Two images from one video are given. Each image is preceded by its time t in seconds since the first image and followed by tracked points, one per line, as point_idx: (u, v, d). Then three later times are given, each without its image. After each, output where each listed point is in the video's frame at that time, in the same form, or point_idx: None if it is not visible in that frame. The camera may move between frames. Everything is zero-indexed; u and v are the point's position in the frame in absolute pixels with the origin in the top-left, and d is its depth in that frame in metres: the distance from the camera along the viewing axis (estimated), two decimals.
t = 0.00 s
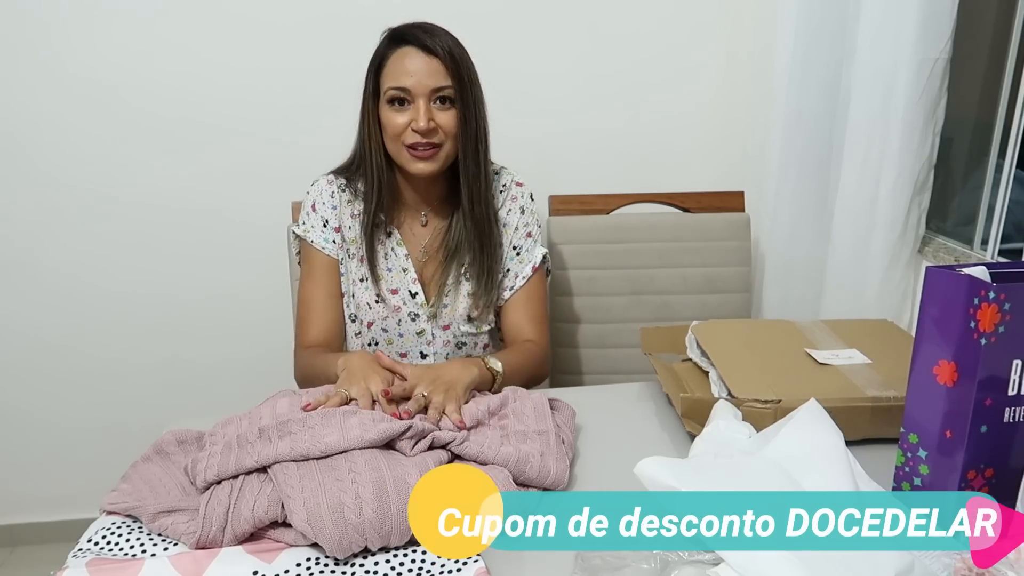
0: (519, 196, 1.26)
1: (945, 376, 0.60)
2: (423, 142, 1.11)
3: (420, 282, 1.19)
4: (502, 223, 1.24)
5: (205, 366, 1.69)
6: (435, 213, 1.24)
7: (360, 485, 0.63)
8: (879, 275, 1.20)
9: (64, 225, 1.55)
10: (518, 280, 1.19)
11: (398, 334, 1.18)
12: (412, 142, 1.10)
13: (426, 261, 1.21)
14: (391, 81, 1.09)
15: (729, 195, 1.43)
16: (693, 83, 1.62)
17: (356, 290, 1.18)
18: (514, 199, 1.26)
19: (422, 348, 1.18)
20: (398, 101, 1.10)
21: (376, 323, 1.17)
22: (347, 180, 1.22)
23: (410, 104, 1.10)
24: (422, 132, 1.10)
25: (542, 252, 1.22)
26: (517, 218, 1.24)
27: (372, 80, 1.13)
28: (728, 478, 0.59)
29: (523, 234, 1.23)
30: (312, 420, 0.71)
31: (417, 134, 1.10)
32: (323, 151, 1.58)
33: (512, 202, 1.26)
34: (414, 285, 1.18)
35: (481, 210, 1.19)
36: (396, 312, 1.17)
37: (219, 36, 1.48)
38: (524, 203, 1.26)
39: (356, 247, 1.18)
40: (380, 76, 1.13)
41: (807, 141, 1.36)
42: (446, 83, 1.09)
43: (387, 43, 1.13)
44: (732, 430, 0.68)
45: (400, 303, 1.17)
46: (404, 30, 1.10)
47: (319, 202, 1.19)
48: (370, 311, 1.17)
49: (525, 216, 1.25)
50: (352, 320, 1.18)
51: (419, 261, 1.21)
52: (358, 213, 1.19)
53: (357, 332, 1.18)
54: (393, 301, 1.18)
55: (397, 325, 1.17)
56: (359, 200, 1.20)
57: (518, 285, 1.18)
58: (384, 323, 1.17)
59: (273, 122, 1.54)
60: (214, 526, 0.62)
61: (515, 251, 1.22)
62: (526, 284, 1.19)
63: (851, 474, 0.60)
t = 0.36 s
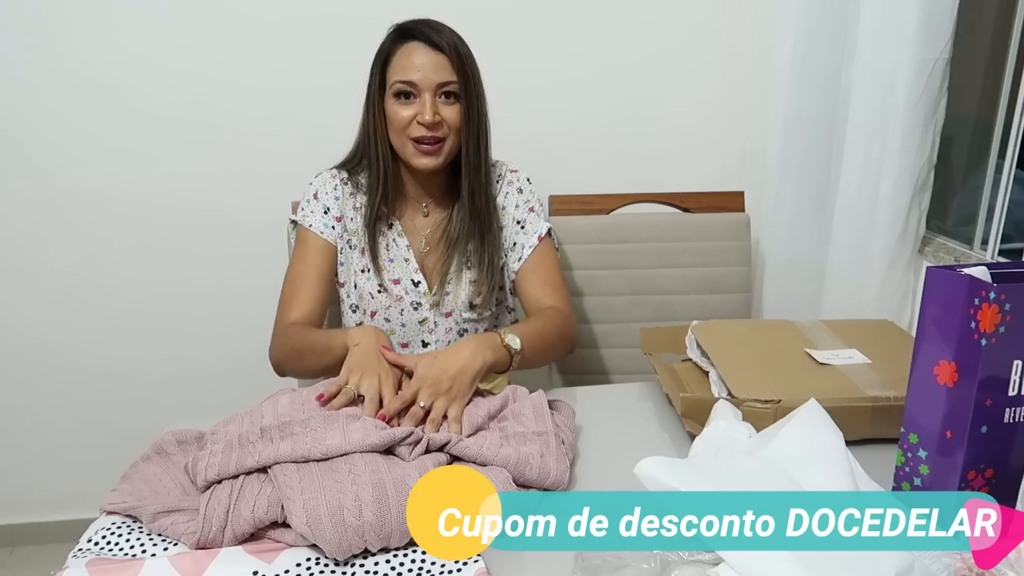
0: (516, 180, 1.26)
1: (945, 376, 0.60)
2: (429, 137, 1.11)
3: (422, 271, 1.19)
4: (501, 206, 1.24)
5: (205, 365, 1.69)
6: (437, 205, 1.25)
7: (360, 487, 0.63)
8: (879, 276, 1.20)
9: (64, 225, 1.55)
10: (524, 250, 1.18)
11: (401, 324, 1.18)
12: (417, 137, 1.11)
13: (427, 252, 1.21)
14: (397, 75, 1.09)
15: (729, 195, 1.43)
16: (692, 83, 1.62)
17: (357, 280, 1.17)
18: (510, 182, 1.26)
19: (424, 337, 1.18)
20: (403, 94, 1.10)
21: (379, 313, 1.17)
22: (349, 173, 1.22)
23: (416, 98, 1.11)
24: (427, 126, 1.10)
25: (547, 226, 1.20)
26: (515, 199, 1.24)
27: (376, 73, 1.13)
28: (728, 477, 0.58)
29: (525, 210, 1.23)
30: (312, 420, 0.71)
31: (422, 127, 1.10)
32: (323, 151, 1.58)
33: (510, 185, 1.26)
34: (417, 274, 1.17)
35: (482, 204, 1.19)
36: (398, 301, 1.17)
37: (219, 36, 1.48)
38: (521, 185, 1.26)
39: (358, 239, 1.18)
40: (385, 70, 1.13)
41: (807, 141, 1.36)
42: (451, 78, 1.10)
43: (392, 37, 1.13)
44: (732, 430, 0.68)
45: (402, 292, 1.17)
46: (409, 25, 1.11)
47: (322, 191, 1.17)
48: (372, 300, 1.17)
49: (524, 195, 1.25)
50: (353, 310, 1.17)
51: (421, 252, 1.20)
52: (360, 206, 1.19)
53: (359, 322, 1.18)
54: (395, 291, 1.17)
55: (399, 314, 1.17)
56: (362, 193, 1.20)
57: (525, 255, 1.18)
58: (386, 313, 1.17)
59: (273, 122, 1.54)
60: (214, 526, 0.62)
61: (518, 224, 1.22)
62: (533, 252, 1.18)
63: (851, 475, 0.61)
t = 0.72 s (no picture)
0: (515, 189, 1.27)
1: (945, 377, 0.60)
2: (421, 124, 1.09)
3: (420, 277, 1.17)
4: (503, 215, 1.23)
5: (205, 365, 1.69)
6: (433, 207, 1.22)
7: (360, 486, 0.63)
8: (879, 276, 1.20)
9: (64, 225, 1.55)
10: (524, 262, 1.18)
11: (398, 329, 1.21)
12: (409, 124, 1.09)
13: (424, 258, 1.18)
14: (389, 69, 1.10)
15: (729, 195, 1.43)
16: (692, 83, 1.62)
17: (356, 285, 1.17)
18: (511, 191, 1.26)
19: (421, 343, 1.21)
20: (396, 87, 1.10)
21: (378, 319, 1.19)
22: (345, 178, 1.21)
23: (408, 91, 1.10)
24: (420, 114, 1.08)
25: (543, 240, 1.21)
26: (515, 208, 1.24)
27: (369, 70, 1.13)
28: (728, 477, 0.58)
29: (524, 223, 1.23)
30: (311, 420, 0.71)
31: (414, 117, 1.08)
32: (323, 151, 1.57)
33: (510, 195, 1.26)
34: (414, 280, 1.16)
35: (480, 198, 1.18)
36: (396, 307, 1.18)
37: (219, 35, 1.48)
38: (521, 194, 1.26)
39: (357, 243, 1.17)
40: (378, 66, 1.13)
41: (807, 141, 1.36)
42: (443, 69, 1.10)
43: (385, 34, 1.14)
44: (731, 430, 0.68)
45: (400, 297, 1.17)
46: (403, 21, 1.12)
47: (321, 194, 1.17)
48: (370, 306, 1.17)
49: (524, 205, 1.25)
50: (351, 314, 1.18)
51: (418, 257, 1.18)
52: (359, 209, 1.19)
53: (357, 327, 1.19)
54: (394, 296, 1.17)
55: (396, 320, 1.20)
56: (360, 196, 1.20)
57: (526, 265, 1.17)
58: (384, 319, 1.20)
59: (273, 122, 1.54)
60: (213, 526, 0.62)
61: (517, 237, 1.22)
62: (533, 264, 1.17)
63: (851, 475, 0.61)
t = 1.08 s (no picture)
0: (526, 202, 1.26)
1: (945, 376, 0.60)
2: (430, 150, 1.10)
3: (417, 286, 1.19)
4: (511, 232, 1.25)
5: (205, 365, 1.69)
6: (434, 216, 1.25)
7: (360, 486, 0.63)
8: (879, 275, 1.20)
9: (64, 225, 1.55)
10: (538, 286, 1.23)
11: (397, 340, 1.18)
12: (419, 150, 1.10)
13: (424, 267, 1.21)
14: (389, 91, 1.08)
15: (729, 195, 1.43)
16: (693, 82, 1.62)
17: (352, 296, 1.18)
18: (520, 205, 1.26)
19: (422, 353, 1.18)
20: (399, 111, 1.09)
21: (376, 329, 1.17)
22: (341, 185, 1.22)
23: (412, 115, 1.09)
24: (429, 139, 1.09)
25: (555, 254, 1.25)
26: (526, 225, 1.25)
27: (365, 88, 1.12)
28: (727, 477, 0.58)
29: (536, 240, 1.25)
30: (311, 420, 0.71)
31: (423, 142, 1.09)
32: (323, 151, 1.57)
33: (519, 209, 1.26)
34: (412, 291, 1.17)
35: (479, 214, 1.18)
36: (394, 318, 1.17)
37: (219, 35, 1.48)
38: (531, 209, 1.26)
39: (350, 254, 1.18)
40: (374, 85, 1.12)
41: (807, 141, 1.36)
42: (445, 88, 1.09)
43: (378, 49, 1.11)
44: (731, 430, 0.68)
45: (398, 309, 1.17)
46: (395, 36, 1.10)
47: (311, 207, 1.20)
48: (367, 317, 1.17)
49: (534, 222, 1.26)
50: (350, 326, 1.18)
51: (416, 267, 1.21)
52: (351, 219, 1.20)
53: (355, 338, 1.19)
54: (391, 307, 1.17)
55: (395, 331, 1.17)
56: (353, 205, 1.20)
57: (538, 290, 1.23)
58: (382, 330, 1.17)
59: (273, 122, 1.54)
60: (213, 526, 0.63)
61: (529, 258, 1.25)
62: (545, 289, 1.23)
63: (851, 474, 0.61)
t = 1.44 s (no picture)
0: (523, 199, 1.27)
1: (945, 376, 0.60)
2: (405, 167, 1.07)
3: (417, 286, 1.19)
4: (508, 229, 1.25)
5: (205, 365, 1.69)
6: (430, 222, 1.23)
7: (359, 487, 0.63)
8: (880, 276, 1.20)
9: (64, 225, 1.55)
10: (535, 285, 1.24)
11: (398, 340, 1.19)
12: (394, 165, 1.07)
13: (422, 267, 1.22)
14: (376, 102, 1.04)
15: (729, 195, 1.43)
16: (693, 83, 1.62)
17: (351, 296, 1.18)
18: (518, 202, 1.26)
19: (421, 353, 1.19)
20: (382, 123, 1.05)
21: (375, 329, 1.18)
22: (339, 184, 1.21)
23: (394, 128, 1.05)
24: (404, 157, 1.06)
25: (554, 251, 1.25)
26: (523, 222, 1.25)
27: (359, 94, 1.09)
28: (727, 478, 0.58)
29: (532, 238, 1.25)
30: (309, 422, 0.71)
31: (399, 158, 1.06)
32: (323, 151, 1.57)
33: (517, 206, 1.26)
34: (412, 291, 1.17)
35: (473, 229, 1.16)
36: (393, 318, 1.18)
37: (219, 35, 1.48)
38: (528, 206, 1.26)
39: (350, 254, 1.18)
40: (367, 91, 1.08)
41: (807, 140, 1.36)
42: (432, 108, 1.04)
43: (376, 56, 1.08)
44: (732, 430, 0.68)
45: (397, 308, 1.17)
46: (394, 46, 1.05)
47: (310, 208, 1.20)
48: (367, 317, 1.17)
49: (531, 219, 1.26)
50: (348, 326, 1.19)
51: (416, 267, 1.21)
52: (350, 219, 1.19)
53: (354, 338, 1.20)
54: (390, 307, 1.18)
55: (394, 331, 1.18)
56: (352, 206, 1.20)
57: (536, 289, 1.24)
58: (382, 330, 1.18)
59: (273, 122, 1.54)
60: (214, 527, 0.63)
61: (526, 255, 1.25)
62: (541, 288, 1.24)
63: (851, 475, 0.60)
